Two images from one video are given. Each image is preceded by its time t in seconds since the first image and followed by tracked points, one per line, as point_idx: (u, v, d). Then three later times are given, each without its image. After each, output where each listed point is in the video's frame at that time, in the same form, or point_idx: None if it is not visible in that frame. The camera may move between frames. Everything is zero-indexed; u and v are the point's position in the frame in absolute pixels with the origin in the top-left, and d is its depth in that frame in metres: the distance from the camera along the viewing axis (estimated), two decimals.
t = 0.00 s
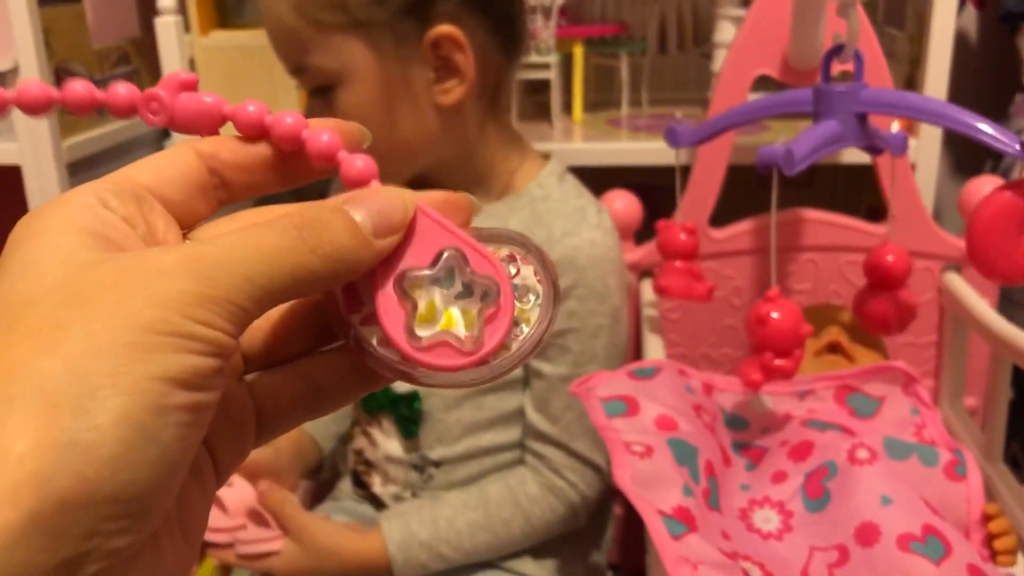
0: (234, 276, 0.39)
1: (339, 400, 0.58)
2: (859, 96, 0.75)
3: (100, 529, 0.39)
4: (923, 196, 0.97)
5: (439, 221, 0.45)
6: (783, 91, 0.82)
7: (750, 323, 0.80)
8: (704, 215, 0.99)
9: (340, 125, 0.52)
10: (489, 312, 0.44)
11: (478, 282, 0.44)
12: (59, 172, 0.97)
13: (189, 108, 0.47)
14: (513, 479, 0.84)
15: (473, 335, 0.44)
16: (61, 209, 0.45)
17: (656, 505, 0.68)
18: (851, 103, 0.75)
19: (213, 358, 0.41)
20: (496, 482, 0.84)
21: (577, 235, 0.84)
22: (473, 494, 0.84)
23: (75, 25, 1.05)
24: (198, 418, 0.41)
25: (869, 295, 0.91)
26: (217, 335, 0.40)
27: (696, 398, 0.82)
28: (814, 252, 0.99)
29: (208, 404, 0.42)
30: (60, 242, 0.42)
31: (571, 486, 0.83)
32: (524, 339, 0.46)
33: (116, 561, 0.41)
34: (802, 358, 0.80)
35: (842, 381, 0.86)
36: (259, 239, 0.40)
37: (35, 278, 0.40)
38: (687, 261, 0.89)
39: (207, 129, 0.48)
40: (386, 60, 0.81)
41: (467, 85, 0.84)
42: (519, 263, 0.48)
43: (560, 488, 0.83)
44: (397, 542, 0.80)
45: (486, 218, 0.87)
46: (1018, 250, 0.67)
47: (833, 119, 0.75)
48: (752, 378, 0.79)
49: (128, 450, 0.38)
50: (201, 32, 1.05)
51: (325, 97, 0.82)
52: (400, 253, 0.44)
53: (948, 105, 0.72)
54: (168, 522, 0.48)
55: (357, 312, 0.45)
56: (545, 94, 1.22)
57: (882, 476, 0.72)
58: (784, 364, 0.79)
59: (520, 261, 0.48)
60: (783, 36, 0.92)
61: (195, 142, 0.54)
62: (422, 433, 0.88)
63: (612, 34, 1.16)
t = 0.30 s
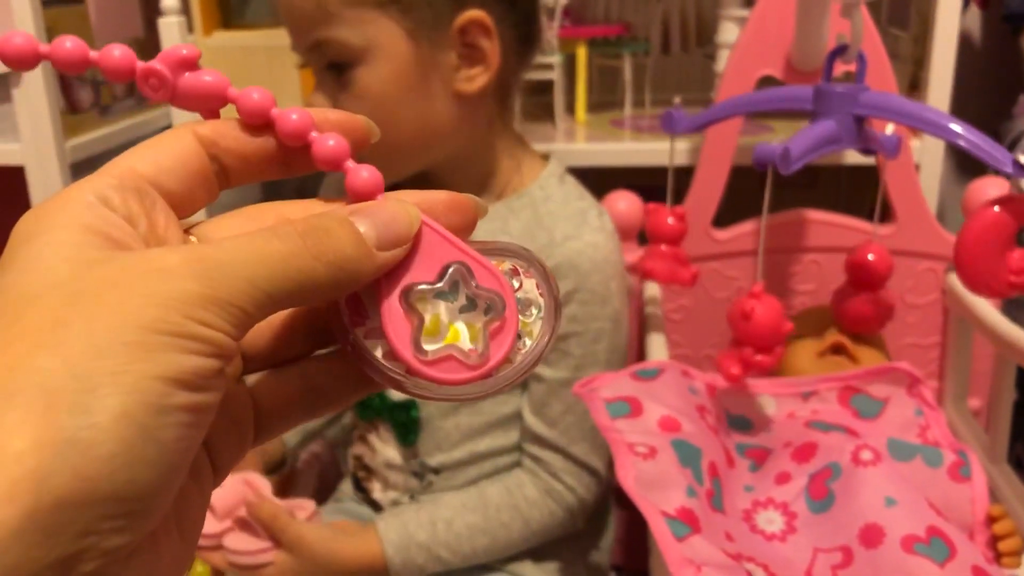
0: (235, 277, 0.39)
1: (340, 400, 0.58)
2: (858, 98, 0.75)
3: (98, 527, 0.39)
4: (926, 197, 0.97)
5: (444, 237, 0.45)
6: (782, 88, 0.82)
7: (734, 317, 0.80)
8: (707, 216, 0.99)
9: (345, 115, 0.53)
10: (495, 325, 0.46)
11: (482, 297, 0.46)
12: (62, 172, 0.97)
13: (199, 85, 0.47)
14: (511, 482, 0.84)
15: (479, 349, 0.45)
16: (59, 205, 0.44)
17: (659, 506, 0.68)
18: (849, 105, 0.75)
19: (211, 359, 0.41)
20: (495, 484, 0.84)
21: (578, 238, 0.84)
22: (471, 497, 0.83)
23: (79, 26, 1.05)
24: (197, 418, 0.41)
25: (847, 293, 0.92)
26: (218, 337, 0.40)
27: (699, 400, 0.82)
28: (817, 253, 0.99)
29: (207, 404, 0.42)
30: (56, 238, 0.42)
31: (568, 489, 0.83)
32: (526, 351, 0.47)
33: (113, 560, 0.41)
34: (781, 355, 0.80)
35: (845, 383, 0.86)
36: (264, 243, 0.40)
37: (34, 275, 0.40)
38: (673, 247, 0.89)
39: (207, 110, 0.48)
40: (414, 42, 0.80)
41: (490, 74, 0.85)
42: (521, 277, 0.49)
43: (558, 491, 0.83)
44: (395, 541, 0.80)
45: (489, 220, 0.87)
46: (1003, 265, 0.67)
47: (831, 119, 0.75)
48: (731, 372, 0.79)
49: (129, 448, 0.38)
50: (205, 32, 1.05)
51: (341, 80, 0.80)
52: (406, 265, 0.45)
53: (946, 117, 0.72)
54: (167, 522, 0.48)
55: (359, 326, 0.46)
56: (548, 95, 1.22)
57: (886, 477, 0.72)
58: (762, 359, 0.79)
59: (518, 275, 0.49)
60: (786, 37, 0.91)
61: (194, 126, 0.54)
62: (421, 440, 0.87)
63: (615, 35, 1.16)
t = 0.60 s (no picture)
0: (238, 272, 0.39)
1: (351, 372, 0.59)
2: (864, 98, 0.75)
3: (96, 525, 0.39)
4: (927, 197, 0.97)
5: (448, 236, 0.45)
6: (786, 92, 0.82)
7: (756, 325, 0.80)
8: (708, 216, 0.99)
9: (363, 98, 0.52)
10: (492, 331, 0.46)
11: (483, 299, 0.46)
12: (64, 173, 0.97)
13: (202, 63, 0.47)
14: (490, 482, 0.82)
15: (474, 350, 0.46)
16: (65, 197, 0.45)
17: (660, 506, 0.68)
18: (856, 106, 0.75)
19: (215, 354, 0.40)
20: (475, 485, 0.82)
21: (590, 237, 0.85)
22: (448, 493, 0.82)
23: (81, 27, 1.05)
24: (201, 416, 0.41)
25: (868, 294, 0.91)
26: (221, 333, 0.40)
27: (700, 400, 0.82)
28: (818, 253, 0.99)
29: (211, 401, 0.42)
30: (65, 231, 0.42)
31: (548, 492, 0.82)
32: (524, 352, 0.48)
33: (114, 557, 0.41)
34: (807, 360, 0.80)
35: (847, 384, 0.86)
36: (265, 239, 0.40)
37: (40, 269, 0.40)
38: (688, 261, 0.89)
39: (208, 86, 0.48)
40: (427, 49, 0.81)
41: (505, 69, 0.86)
42: (523, 278, 0.48)
43: (538, 494, 0.82)
44: (365, 533, 0.79)
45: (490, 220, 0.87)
46: None
47: (839, 121, 0.75)
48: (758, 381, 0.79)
49: (126, 445, 0.38)
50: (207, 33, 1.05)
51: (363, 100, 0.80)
52: (408, 265, 0.45)
53: (953, 107, 0.72)
54: (169, 516, 0.48)
55: (361, 315, 0.47)
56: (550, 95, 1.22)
57: (886, 478, 0.72)
58: (790, 366, 0.79)
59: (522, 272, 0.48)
60: (787, 37, 0.91)
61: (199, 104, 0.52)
62: (423, 444, 0.88)
63: (617, 35, 1.16)
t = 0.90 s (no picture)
0: (244, 246, 0.39)
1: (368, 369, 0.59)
2: (862, 99, 0.75)
3: (93, 522, 0.37)
4: (927, 198, 0.97)
5: (442, 234, 0.45)
6: (783, 93, 0.82)
7: (751, 324, 0.80)
8: (709, 217, 0.99)
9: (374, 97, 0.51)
10: (485, 339, 0.47)
11: (481, 305, 0.46)
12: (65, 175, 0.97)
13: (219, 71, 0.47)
14: (490, 481, 0.82)
15: (468, 355, 0.47)
16: (76, 188, 0.44)
17: (659, 507, 0.68)
18: (854, 106, 0.75)
19: (220, 336, 0.39)
20: (473, 487, 0.82)
21: (590, 235, 0.85)
22: (448, 495, 0.81)
23: (82, 28, 1.05)
24: (203, 406, 0.40)
25: (858, 296, 0.92)
26: (227, 311, 0.39)
27: (700, 401, 0.82)
28: (818, 254, 0.99)
29: (217, 386, 0.40)
30: (69, 220, 0.41)
31: (550, 490, 0.81)
32: (516, 363, 0.48)
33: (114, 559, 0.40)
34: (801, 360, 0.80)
35: (847, 385, 0.86)
36: (267, 207, 0.40)
37: (43, 261, 0.39)
38: (683, 261, 0.90)
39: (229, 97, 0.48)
40: (446, 43, 0.81)
41: (517, 60, 0.87)
42: (529, 288, 0.49)
43: (540, 492, 0.81)
44: (367, 539, 0.78)
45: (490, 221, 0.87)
46: (1016, 257, 0.67)
47: (837, 121, 0.75)
48: (752, 379, 0.78)
49: (121, 436, 0.37)
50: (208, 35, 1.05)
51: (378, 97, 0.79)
52: (408, 264, 0.45)
53: (952, 110, 0.73)
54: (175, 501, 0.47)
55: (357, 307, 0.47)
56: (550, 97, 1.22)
57: (885, 478, 0.72)
58: (784, 365, 0.79)
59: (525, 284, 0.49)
60: (787, 38, 0.92)
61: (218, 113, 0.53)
62: (425, 446, 0.88)
63: (617, 37, 1.17)
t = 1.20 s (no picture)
0: (233, 226, 0.39)
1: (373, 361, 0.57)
2: (857, 100, 0.75)
3: (101, 493, 0.38)
4: (926, 199, 0.97)
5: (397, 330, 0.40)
6: (780, 93, 0.82)
7: (738, 322, 0.80)
8: (708, 218, 0.99)
9: (384, 144, 0.46)
10: (427, 430, 0.42)
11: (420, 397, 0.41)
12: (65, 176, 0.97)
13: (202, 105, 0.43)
14: (532, 463, 0.83)
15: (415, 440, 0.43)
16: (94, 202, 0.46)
17: (658, 507, 0.68)
18: (848, 107, 0.75)
19: (222, 317, 0.40)
20: (517, 470, 0.82)
21: (570, 207, 0.85)
22: (495, 484, 0.81)
23: (82, 31, 1.06)
24: (204, 374, 0.40)
25: (847, 292, 0.93)
26: (224, 291, 0.40)
27: (699, 401, 0.82)
28: (818, 254, 1.00)
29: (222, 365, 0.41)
30: (75, 231, 0.43)
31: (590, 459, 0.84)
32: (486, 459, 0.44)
33: (121, 527, 0.40)
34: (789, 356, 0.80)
35: (846, 385, 0.86)
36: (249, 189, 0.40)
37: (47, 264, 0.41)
38: (672, 252, 0.90)
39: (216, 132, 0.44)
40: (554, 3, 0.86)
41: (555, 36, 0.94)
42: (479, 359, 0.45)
43: (583, 463, 0.83)
44: (433, 543, 0.76)
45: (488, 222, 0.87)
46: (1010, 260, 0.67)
47: (831, 122, 0.75)
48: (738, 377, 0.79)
49: (125, 401, 0.37)
50: (208, 37, 1.05)
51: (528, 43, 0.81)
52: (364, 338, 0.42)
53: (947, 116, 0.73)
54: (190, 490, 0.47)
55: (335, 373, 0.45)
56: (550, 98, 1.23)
57: (883, 478, 0.72)
58: (771, 364, 0.79)
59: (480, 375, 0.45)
60: (785, 39, 0.92)
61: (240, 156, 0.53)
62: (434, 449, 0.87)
63: (617, 38, 1.17)
